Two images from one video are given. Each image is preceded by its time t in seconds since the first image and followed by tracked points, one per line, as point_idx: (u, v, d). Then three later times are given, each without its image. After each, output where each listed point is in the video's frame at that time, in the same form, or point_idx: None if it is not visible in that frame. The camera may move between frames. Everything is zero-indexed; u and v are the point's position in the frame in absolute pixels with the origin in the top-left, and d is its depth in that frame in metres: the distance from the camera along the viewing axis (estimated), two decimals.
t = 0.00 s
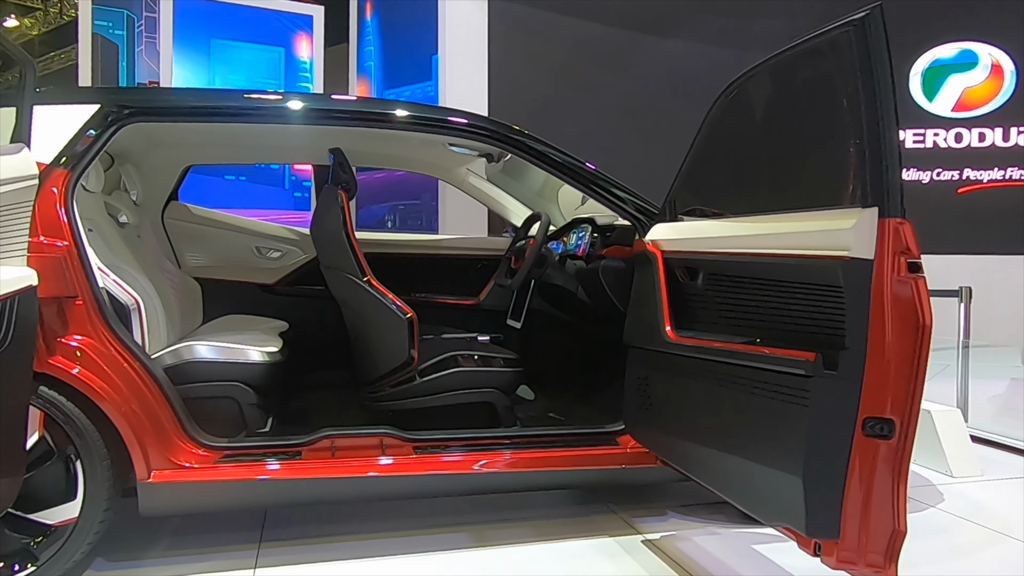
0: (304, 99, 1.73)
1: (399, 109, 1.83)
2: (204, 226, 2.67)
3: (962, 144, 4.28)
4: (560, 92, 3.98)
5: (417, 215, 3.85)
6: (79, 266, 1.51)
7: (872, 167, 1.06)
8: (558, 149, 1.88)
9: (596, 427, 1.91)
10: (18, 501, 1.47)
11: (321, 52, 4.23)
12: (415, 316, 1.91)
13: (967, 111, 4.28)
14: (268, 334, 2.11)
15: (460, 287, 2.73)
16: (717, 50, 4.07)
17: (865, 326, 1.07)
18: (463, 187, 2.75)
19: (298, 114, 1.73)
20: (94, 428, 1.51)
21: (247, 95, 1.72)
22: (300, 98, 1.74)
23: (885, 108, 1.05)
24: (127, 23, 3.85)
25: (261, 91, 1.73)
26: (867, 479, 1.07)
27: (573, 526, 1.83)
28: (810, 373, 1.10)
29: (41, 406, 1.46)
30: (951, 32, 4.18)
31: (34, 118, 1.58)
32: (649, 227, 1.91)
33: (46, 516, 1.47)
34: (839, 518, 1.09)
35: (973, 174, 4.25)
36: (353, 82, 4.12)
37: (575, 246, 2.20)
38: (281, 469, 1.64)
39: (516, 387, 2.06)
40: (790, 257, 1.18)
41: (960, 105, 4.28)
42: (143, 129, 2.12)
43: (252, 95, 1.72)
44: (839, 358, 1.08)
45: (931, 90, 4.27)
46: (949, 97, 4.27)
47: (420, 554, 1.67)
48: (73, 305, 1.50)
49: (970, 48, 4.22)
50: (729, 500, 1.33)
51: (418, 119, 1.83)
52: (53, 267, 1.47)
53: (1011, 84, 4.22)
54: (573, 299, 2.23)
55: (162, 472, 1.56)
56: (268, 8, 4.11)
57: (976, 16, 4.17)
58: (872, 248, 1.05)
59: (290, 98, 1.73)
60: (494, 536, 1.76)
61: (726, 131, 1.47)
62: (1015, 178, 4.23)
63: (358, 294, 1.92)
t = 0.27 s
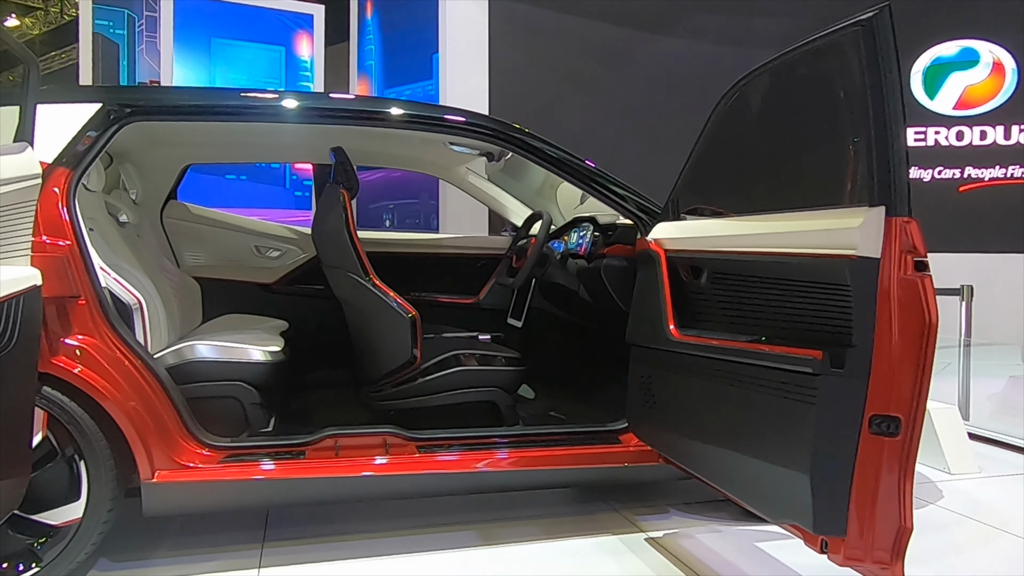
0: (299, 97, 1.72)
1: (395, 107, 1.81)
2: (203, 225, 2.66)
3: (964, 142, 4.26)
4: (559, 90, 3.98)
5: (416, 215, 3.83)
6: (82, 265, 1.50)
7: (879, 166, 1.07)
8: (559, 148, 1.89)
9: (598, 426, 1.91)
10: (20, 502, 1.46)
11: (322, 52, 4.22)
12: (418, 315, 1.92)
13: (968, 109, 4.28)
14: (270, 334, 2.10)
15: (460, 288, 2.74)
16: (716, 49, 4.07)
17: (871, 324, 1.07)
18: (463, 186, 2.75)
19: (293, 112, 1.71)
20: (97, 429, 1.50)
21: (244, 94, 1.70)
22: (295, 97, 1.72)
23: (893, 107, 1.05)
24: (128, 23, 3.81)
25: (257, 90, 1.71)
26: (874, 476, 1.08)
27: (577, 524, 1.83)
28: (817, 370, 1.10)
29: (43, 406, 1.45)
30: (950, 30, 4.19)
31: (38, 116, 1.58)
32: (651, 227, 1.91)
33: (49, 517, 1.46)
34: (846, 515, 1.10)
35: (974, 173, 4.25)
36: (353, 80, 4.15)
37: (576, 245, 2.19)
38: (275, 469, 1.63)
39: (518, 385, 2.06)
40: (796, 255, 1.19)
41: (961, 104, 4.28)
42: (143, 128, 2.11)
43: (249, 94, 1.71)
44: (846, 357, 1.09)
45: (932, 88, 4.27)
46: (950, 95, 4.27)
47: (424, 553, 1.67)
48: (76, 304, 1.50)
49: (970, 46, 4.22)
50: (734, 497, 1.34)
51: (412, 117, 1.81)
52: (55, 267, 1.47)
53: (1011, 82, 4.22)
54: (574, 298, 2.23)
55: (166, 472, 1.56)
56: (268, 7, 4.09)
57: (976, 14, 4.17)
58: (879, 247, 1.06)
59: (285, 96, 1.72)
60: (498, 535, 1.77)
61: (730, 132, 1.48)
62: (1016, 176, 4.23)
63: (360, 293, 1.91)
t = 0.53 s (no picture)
0: (292, 97, 1.71)
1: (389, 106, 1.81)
2: (201, 224, 2.65)
3: (963, 141, 4.27)
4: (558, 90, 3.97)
5: (413, 215, 3.80)
6: (84, 265, 1.49)
7: (884, 166, 1.07)
8: (559, 148, 1.89)
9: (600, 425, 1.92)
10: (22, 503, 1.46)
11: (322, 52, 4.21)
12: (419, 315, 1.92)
13: (967, 108, 4.27)
14: (270, 334, 2.10)
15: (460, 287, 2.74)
16: (714, 48, 4.07)
17: (876, 323, 1.08)
18: (461, 186, 2.74)
19: (286, 111, 1.70)
20: (99, 430, 1.49)
21: (239, 93, 1.69)
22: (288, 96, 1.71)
23: (899, 107, 1.06)
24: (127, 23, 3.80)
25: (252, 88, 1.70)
26: (879, 474, 1.09)
27: (578, 523, 1.84)
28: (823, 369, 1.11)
29: (44, 407, 1.44)
30: (950, 28, 4.18)
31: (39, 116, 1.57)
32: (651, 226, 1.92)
33: (51, 518, 1.45)
34: (851, 512, 1.10)
35: (974, 171, 4.25)
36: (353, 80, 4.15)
37: (575, 244, 2.20)
38: (269, 469, 1.62)
39: (519, 385, 2.07)
40: (801, 254, 1.20)
41: (961, 102, 4.28)
42: (142, 127, 2.10)
43: (244, 93, 1.70)
44: (852, 356, 1.10)
45: (931, 86, 4.28)
46: (950, 94, 4.27)
47: (427, 553, 1.67)
48: (77, 305, 1.49)
49: (970, 45, 4.21)
50: (738, 495, 1.35)
51: (407, 116, 1.80)
52: (56, 267, 1.46)
53: (1011, 81, 4.20)
54: (574, 298, 2.24)
55: (168, 473, 1.55)
56: (267, 7, 4.08)
57: (975, 12, 4.17)
58: (885, 247, 1.06)
59: (279, 95, 1.71)
60: (500, 534, 1.77)
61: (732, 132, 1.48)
62: (1017, 175, 4.22)
63: (361, 292, 1.91)
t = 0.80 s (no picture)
0: (286, 95, 1.70)
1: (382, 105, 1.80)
2: (197, 223, 2.64)
3: (963, 139, 4.29)
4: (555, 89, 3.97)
5: (409, 213, 3.74)
6: (84, 265, 1.48)
7: (889, 164, 1.08)
8: (560, 147, 1.89)
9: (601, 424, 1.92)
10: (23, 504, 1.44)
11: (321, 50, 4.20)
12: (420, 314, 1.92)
13: (967, 106, 4.29)
14: (269, 333, 2.09)
15: (460, 286, 2.73)
16: (712, 47, 4.08)
17: (880, 321, 1.09)
18: (459, 185, 2.74)
19: (280, 110, 1.69)
20: (100, 429, 1.48)
21: (234, 91, 1.68)
22: (282, 96, 1.70)
23: (905, 104, 1.07)
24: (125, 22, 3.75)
25: (248, 87, 1.69)
26: (884, 472, 1.09)
27: (579, 521, 1.84)
28: (829, 367, 1.12)
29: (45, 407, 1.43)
30: (949, 27, 4.20)
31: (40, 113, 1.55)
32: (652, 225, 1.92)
33: (52, 519, 1.44)
34: (856, 509, 1.11)
35: (973, 170, 4.27)
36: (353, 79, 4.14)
37: (574, 244, 2.21)
38: (262, 469, 1.61)
39: (520, 384, 2.07)
40: (806, 253, 1.20)
41: (961, 101, 4.29)
42: (140, 126, 2.09)
43: (240, 91, 1.68)
44: (857, 354, 1.11)
45: (931, 85, 4.32)
46: (949, 92, 4.30)
47: (429, 551, 1.67)
48: (78, 304, 1.48)
49: (969, 43, 4.23)
50: (742, 493, 1.35)
51: (402, 115, 1.79)
52: (57, 266, 1.45)
53: (1011, 79, 4.21)
54: (573, 297, 2.24)
55: (170, 473, 1.55)
56: (267, 6, 4.06)
57: (972, 13, 4.19)
58: (891, 245, 1.07)
59: (274, 94, 1.70)
60: (502, 533, 1.77)
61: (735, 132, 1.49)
62: (1016, 174, 4.24)
63: (362, 291, 1.91)
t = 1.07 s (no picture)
0: (279, 93, 1.70)
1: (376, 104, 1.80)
2: (195, 223, 2.63)
3: (961, 139, 4.30)
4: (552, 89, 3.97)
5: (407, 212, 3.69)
6: (84, 264, 1.47)
7: (893, 163, 1.09)
8: (559, 146, 1.89)
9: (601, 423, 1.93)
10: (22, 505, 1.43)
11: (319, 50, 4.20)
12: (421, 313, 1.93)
13: (966, 106, 4.31)
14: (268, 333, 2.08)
15: (459, 285, 2.73)
16: (709, 47, 4.09)
17: (884, 321, 1.10)
18: (457, 184, 2.74)
19: (272, 110, 1.69)
20: (102, 430, 1.48)
21: (228, 91, 1.67)
22: (272, 92, 1.70)
23: (909, 104, 1.07)
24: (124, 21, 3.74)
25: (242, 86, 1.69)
26: (888, 470, 1.10)
27: (580, 520, 1.85)
28: (834, 366, 1.13)
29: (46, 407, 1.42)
30: (949, 27, 4.21)
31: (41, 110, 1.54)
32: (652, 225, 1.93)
33: (53, 520, 1.43)
34: (861, 507, 1.12)
35: (972, 170, 4.29)
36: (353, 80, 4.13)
37: (573, 243, 2.21)
38: (254, 470, 1.60)
39: (520, 383, 2.07)
40: (810, 252, 1.21)
41: (960, 100, 4.31)
42: (138, 125, 2.08)
43: (234, 91, 1.68)
44: (861, 353, 1.11)
45: (930, 85, 4.34)
46: (948, 92, 4.32)
47: (432, 551, 1.67)
48: (78, 304, 1.47)
49: (968, 43, 4.25)
50: (745, 490, 1.36)
51: (396, 113, 1.79)
52: (57, 265, 1.44)
53: (1010, 79, 4.23)
54: (573, 296, 2.24)
55: (172, 473, 1.54)
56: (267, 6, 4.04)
57: (968, 13, 4.21)
58: (895, 245, 1.08)
59: (266, 93, 1.69)
60: (504, 531, 1.77)
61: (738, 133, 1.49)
62: (1015, 173, 4.27)
63: (363, 291, 1.91)
